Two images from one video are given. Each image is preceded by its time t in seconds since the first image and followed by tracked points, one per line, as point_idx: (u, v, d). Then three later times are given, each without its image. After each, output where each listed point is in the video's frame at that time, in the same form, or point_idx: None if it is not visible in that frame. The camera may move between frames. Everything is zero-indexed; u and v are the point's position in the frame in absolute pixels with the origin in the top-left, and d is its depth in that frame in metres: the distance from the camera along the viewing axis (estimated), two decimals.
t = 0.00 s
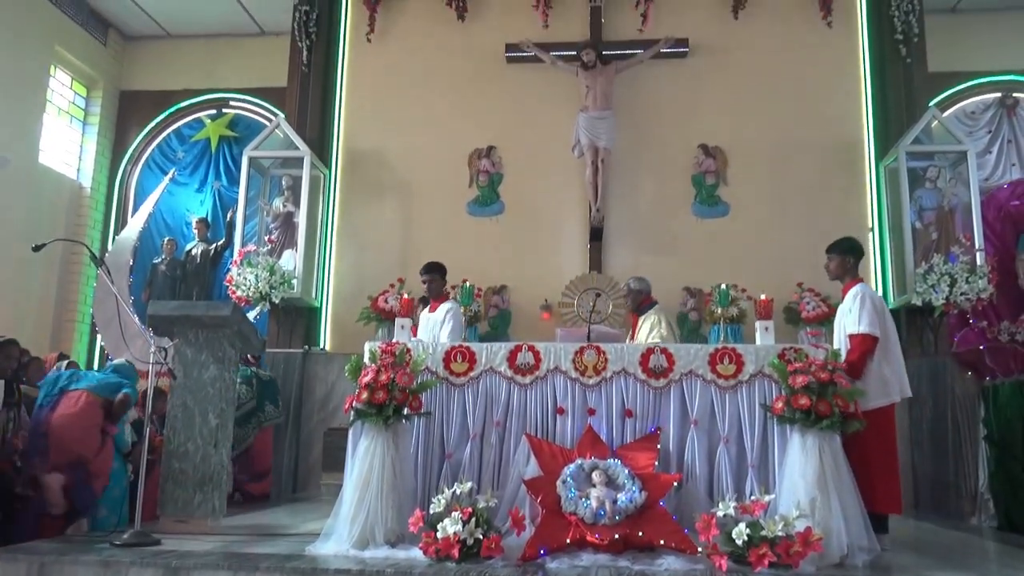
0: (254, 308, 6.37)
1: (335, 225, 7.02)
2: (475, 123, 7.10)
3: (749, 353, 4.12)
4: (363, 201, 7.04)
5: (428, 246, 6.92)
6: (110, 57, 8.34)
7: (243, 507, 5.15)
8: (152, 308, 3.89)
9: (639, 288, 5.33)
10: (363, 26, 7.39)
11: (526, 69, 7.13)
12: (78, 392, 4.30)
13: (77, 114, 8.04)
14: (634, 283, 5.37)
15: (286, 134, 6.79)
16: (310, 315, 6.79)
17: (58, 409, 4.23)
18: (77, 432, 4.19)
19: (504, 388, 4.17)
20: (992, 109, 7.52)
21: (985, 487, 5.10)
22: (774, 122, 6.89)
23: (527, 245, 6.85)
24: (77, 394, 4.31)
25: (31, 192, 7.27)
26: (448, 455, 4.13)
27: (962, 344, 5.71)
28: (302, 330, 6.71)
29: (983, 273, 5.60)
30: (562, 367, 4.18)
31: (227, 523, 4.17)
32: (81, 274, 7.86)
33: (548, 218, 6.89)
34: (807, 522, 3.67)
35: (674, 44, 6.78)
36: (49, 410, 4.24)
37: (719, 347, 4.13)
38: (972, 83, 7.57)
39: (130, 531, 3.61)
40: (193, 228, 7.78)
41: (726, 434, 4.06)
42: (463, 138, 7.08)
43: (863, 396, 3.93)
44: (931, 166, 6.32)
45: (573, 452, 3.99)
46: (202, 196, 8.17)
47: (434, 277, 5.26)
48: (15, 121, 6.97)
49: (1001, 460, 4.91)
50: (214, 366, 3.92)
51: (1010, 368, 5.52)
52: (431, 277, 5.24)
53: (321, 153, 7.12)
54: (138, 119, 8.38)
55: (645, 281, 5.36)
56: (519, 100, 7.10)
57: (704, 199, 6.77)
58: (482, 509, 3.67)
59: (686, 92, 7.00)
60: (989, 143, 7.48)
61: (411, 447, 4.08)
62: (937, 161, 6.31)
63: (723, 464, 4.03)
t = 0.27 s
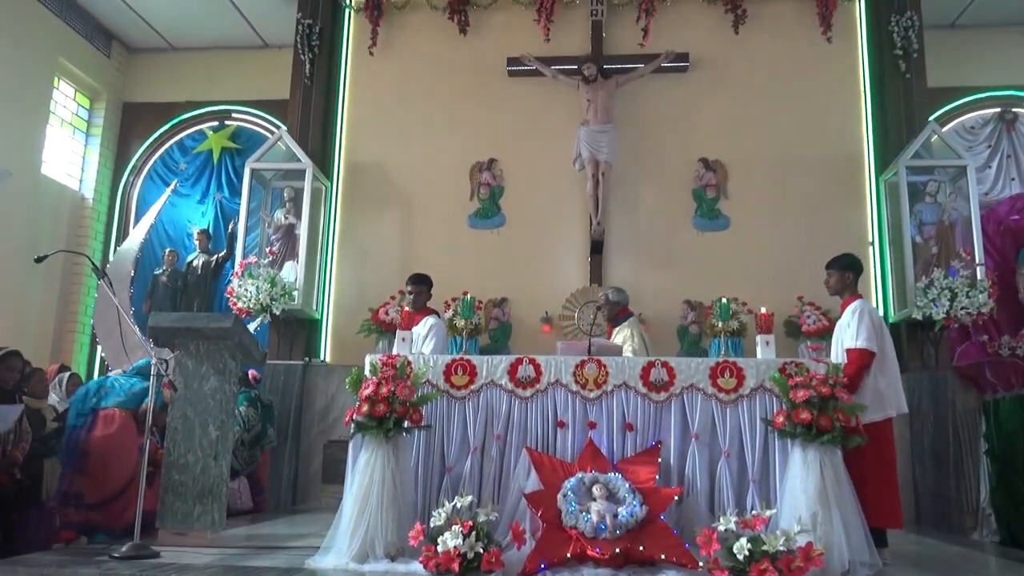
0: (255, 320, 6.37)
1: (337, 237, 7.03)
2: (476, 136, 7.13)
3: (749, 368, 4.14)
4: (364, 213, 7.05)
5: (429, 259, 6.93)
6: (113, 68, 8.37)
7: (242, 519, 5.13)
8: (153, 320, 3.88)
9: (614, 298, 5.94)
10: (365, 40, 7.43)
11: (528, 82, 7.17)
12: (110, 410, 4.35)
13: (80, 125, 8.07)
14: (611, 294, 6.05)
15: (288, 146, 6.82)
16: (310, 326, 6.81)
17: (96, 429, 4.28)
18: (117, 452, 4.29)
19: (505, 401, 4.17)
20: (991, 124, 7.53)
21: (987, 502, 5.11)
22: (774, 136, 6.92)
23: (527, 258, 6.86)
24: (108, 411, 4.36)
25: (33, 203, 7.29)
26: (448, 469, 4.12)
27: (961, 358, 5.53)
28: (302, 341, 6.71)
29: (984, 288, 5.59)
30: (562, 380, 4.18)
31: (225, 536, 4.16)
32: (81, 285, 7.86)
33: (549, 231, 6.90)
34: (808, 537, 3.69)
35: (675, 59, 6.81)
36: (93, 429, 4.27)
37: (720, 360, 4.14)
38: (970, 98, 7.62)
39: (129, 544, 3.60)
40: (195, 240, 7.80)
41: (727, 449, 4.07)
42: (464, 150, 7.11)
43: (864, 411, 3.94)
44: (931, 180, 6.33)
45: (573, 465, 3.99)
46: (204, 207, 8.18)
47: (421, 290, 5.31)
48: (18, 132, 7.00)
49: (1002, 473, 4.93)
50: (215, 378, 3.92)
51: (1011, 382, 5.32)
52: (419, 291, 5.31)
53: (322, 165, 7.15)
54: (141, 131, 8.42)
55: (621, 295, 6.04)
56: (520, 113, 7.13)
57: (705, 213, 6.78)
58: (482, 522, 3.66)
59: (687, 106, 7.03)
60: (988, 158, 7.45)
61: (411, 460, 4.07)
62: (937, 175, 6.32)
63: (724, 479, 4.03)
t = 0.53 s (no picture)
0: (255, 325, 6.37)
1: (337, 242, 7.03)
2: (477, 142, 7.14)
3: (749, 374, 4.18)
4: (365, 219, 7.06)
5: (429, 264, 6.93)
6: (115, 74, 8.39)
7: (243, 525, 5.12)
8: (154, 325, 3.88)
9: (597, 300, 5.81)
10: (367, 46, 7.45)
11: (529, 88, 7.18)
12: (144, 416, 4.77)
13: (82, 131, 8.09)
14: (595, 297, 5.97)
15: (289, 152, 6.83)
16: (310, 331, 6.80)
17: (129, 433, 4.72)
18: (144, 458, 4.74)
19: (506, 407, 4.16)
20: (990, 131, 7.54)
21: (987, 509, 5.07)
22: (774, 143, 6.93)
23: (527, 263, 6.87)
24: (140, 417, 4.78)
25: (34, 208, 7.30)
26: (448, 474, 4.11)
27: (964, 366, 5.46)
28: (302, 346, 6.71)
29: (984, 295, 5.58)
30: (563, 386, 4.18)
31: (224, 543, 4.14)
32: (81, 291, 7.85)
33: (549, 237, 6.91)
34: (809, 543, 3.73)
35: (675, 66, 6.87)
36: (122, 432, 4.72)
37: (720, 367, 4.18)
38: (971, 105, 7.64)
39: (129, 548, 3.60)
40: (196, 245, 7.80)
41: (727, 455, 4.10)
42: (465, 156, 7.12)
43: (864, 418, 4.00)
44: (931, 188, 6.35)
45: (573, 472, 3.99)
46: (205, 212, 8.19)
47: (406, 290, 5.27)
48: (20, 137, 7.01)
49: (1002, 482, 4.90)
50: (215, 384, 3.91)
51: (1012, 391, 5.05)
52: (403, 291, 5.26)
53: (323, 171, 7.16)
54: (142, 136, 8.43)
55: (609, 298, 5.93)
56: (521, 119, 7.14)
57: (705, 219, 6.79)
58: (483, 528, 3.66)
59: (687, 112, 7.05)
60: (988, 165, 7.45)
61: (411, 466, 4.07)
62: (937, 182, 6.34)
63: (724, 486, 4.06)
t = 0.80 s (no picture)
0: (256, 329, 6.37)
1: (337, 246, 7.02)
2: (478, 147, 7.15)
3: (750, 380, 4.19)
4: (366, 223, 7.07)
5: (430, 269, 6.94)
6: (117, 77, 8.40)
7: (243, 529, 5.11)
8: (154, 329, 3.87)
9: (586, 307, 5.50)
10: (369, 50, 7.46)
11: (530, 94, 7.20)
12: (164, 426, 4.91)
13: (83, 134, 8.11)
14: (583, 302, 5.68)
15: (291, 156, 6.84)
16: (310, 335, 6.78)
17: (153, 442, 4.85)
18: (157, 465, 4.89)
19: (506, 413, 4.16)
20: (991, 140, 7.55)
21: (987, 517, 5.12)
22: (775, 149, 6.94)
23: (528, 268, 6.87)
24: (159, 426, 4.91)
25: (36, 211, 7.31)
26: (448, 480, 4.10)
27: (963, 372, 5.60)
28: (302, 351, 6.70)
29: (984, 302, 5.60)
30: (563, 392, 4.18)
31: (223, 547, 4.13)
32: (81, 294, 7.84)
33: (550, 242, 6.92)
34: (809, 550, 3.76)
35: (677, 73, 6.88)
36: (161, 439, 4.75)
37: (720, 373, 4.19)
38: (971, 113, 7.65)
39: (128, 552, 3.60)
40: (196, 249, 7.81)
41: (727, 461, 4.10)
42: (466, 161, 7.13)
43: (864, 426, 4.05)
44: (931, 196, 6.36)
45: (573, 477, 3.99)
46: (206, 216, 8.20)
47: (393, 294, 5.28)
48: (21, 140, 7.02)
49: (1002, 489, 4.95)
50: (216, 387, 3.91)
51: (1011, 398, 5.18)
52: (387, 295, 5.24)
53: (325, 175, 7.17)
54: (144, 140, 8.44)
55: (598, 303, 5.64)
56: (522, 124, 7.15)
57: (705, 226, 6.80)
58: (483, 534, 3.67)
59: (689, 119, 7.06)
60: (988, 173, 7.46)
61: (411, 471, 4.06)
62: (937, 190, 6.36)
63: (725, 492, 4.05)
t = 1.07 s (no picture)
0: (257, 330, 6.36)
1: (339, 249, 7.03)
2: (480, 151, 7.16)
3: (751, 386, 4.20)
4: (368, 226, 7.07)
5: (432, 272, 6.94)
6: (121, 79, 8.41)
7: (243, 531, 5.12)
8: (155, 330, 3.87)
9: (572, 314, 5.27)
10: (372, 53, 7.48)
11: (533, 98, 7.21)
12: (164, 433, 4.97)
13: (86, 135, 8.13)
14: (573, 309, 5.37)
15: (293, 158, 6.86)
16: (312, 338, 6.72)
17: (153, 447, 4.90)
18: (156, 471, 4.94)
19: (506, 416, 4.15)
20: (993, 146, 7.55)
21: (987, 525, 5.11)
22: (777, 155, 6.94)
23: (530, 272, 6.88)
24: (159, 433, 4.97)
25: (38, 211, 7.32)
26: (448, 483, 4.10)
27: (961, 379, 5.46)
28: (303, 352, 6.63)
29: (986, 309, 5.57)
30: (564, 396, 4.18)
31: (223, 549, 4.13)
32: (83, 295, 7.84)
33: (552, 246, 6.92)
34: (809, 556, 3.80)
35: (679, 77, 6.87)
36: (164, 441, 4.80)
37: (722, 379, 4.20)
38: (974, 120, 7.66)
39: (128, 553, 3.60)
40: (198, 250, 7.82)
41: (728, 466, 4.13)
42: (469, 165, 7.14)
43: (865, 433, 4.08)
44: (933, 202, 6.38)
45: (574, 482, 3.98)
46: (208, 218, 8.22)
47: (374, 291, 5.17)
48: (24, 141, 7.03)
49: (1002, 496, 4.94)
50: (217, 389, 3.89)
51: (1012, 405, 5.11)
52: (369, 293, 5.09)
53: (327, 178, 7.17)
54: (147, 142, 8.45)
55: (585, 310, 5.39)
56: (525, 128, 7.16)
57: (707, 231, 6.80)
58: (483, 538, 3.68)
59: (691, 124, 7.07)
60: (990, 179, 7.46)
61: (411, 474, 4.06)
62: (939, 197, 6.36)
63: (726, 497, 4.07)
